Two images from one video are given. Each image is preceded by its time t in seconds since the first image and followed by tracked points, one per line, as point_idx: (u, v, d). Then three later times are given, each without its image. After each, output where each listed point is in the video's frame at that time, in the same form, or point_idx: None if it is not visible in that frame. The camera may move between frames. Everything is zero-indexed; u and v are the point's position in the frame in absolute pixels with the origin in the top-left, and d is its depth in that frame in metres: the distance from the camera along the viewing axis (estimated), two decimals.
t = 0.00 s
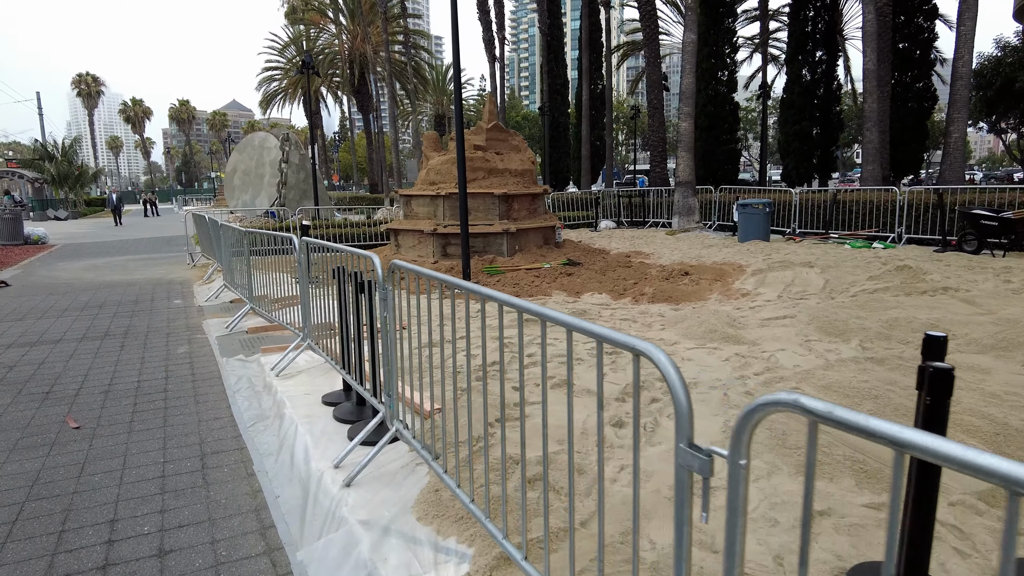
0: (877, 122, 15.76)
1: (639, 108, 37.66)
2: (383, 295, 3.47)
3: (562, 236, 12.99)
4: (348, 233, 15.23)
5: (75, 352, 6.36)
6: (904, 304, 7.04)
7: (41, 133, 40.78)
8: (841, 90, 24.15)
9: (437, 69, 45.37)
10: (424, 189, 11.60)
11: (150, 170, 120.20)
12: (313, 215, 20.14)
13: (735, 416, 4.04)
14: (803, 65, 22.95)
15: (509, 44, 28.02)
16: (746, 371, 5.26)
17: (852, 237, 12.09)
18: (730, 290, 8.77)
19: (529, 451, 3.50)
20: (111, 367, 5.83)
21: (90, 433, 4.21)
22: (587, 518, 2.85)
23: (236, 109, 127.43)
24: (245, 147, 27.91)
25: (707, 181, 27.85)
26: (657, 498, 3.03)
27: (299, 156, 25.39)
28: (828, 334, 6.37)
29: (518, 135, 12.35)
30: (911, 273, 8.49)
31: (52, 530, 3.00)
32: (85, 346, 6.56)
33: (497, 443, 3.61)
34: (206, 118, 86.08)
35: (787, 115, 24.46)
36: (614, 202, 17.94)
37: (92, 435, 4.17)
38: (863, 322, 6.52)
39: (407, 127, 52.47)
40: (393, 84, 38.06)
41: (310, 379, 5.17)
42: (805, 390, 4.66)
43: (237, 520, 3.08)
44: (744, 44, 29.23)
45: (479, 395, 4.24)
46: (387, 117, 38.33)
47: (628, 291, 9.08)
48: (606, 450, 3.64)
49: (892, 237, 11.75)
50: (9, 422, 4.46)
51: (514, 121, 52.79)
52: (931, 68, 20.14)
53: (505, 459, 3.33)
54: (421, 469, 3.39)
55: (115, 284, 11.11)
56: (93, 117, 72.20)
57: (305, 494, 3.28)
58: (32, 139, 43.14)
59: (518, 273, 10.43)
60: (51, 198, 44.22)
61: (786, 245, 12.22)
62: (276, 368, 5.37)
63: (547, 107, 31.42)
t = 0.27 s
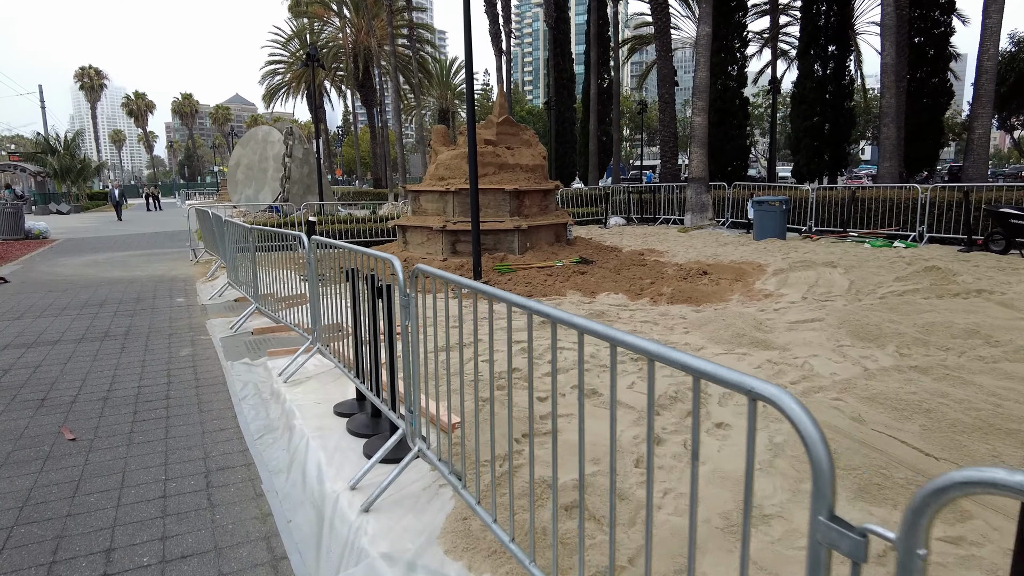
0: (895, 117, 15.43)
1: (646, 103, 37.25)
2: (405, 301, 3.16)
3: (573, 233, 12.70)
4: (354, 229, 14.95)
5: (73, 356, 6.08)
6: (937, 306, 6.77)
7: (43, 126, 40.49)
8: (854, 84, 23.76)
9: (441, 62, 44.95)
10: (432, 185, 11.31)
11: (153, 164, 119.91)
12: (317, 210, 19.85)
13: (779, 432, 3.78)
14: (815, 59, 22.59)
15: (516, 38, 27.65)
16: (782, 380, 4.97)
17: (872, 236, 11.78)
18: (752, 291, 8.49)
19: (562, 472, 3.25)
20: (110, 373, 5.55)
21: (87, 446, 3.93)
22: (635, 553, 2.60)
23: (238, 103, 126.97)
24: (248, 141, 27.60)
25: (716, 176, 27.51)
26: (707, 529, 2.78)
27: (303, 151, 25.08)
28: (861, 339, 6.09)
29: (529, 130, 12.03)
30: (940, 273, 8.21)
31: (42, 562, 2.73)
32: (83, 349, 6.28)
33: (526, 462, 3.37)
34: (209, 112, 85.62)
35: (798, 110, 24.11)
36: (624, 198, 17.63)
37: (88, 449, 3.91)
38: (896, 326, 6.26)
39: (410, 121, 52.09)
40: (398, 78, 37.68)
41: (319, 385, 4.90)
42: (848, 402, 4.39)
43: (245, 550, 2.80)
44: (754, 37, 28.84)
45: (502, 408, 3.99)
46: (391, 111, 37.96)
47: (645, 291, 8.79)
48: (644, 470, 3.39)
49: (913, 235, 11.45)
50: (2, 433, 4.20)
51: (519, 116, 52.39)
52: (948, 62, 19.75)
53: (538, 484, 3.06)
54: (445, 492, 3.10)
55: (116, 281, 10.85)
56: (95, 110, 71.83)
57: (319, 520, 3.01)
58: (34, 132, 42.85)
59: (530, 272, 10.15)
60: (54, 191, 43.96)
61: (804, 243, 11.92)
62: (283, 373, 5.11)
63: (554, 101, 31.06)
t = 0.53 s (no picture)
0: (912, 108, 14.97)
1: (651, 95, 36.97)
2: (430, 305, 2.84)
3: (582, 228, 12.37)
4: (358, 223, 14.64)
5: (67, 358, 5.79)
6: (971, 306, 6.48)
7: (42, 119, 40.13)
8: (865, 76, 23.37)
9: (443, 54, 44.50)
10: (439, 178, 10.96)
11: (153, 158, 119.40)
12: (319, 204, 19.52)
13: (830, 448, 3.50)
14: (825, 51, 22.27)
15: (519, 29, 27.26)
16: (820, 386, 4.69)
17: (891, 231, 11.47)
18: (773, 289, 8.22)
19: (600, 495, 2.97)
20: (106, 376, 5.26)
21: (80, 459, 3.64)
22: None
23: (239, 96, 126.53)
24: (249, 134, 27.26)
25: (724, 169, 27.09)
26: (765, 562, 2.52)
27: (304, 144, 24.70)
28: (896, 340, 5.80)
29: (537, 121, 11.68)
30: (968, 270, 7.92)
31: None
32: (79, 350, 5.99)
33: (557, 484, 3.12)
34: (209, 105, 85.13)
35: (808, 103, 23.78)
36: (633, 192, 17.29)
37: (80, 462, 3.61)
38: (931, 326, 5.98)
39: (412, 114, 51.66)
40: (399, 70, 37.26)
41: (327, 390, 4.63)
42: (896, 411, 4.11)
43: None
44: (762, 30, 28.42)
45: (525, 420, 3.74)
46: (393, 103, 37.54)
47: (661, 289, 8.47)
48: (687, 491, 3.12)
49: (935, 230, 11.12)
50: None
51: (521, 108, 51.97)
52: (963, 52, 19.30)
53: (576, 510, 2.78)
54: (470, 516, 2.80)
55: (115, 277, 10.56)
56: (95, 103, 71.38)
57: (333, 549, 2.71)
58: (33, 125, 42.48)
59: (540, 268, 9.82)
60: (54, 184, 43.65)
61: (820, 239, 11.63)
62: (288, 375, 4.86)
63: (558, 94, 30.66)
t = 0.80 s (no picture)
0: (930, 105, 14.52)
1: (656, 93, 36.65)
2: (460, 322, 2.49)
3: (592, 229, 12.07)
4: (362, 224, 14.35)
5: (60, 369, 5.48)
6: (1010, 313, 6.18)
7: (42, 117, 39.83)
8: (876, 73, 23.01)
9: (445, 52, 44.16)
10: (446, 178, 10.66)
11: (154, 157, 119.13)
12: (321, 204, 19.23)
13: (889, 476, 3.21)
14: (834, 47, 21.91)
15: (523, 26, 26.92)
16: (863, 402, 4.38)
17: (910, 232, 11.16)
18: (795, 294, 7.91)
19: (645, 537, 2.69)
20: (100, 390, 4.95)
21: (69, 487, 3.34)
22: None
23: (241, 95, 126.30)
24: (250, 133, 26.96)
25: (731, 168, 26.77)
26: None
27: (306, 142, 24.40)
28: (934, 350, 5.50)
29: (547, 120, 11.36)
30: (999, 274, 7.61)
31: None
32: (72, 361, 5.68)
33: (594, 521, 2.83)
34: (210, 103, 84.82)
35: (818, 100, 23.44)
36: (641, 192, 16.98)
37: (69, 492, 3.31)
38: (970, 335, 5.68)
39: (414, 112, 51.31)
40: (401, 68, 36.92)
41: (335, 407, 4.33)
42: (950, 433, 3.81)
43: None
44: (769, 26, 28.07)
45: (554, 445, 3.44)
46: (395, 101, 37.18)
47: (678, 293, 8.18)
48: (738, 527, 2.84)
49: (956, 231, 10.79)
50: None
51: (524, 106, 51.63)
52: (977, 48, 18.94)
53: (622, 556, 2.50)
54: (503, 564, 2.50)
55: (114, 279, 10.27)
56: (96, 102, 71.10)
57: None
58: (33, 124, 42.20)
59: (552, 271, 9.52)
60: (54, 183, 43.37)
61: (837, 241, 11.31)
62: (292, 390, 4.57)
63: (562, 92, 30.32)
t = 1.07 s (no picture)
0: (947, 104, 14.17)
1: (661, 92, 36.35)
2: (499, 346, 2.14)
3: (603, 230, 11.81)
4: (367, 224, 14.12)
5: (56, 379, 5.22)
6: None
7: (44, 117, 39.65)
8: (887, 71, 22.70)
9: (448, 51, 43.90)
10: (455, 178, 10.39)
11: (157, 156, 118.90)
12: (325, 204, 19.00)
13: (955, 506, 2.95)
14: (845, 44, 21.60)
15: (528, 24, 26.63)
16: (910, 418, 4.10)
17: (932, 233, 10.88)
18: (819, 298, 7.64)
19: None
20: (99, 402, 4.68)
21: (61, 516, 3.08)
22: None
23: (243, 93, 126.20)
24: (253, 132, 26.74)
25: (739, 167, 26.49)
26: None
27: (309, 141, 24.16)
28: (976, 359, 5.23)
29: (558, 118, 11.10)
30: None
31: None
32: (69, 370, 5.42)
33: (639, 559, 2.59)
34: (213, 102, 84.69)
35: (828, 98, 23.14)
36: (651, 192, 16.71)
37: (62, 520, 3.06)
38: (1012, 344, 5.41)
39: (417, 111, 51.06)
40: (405, 66, 36.66)
41: (347, 423, 4.08)
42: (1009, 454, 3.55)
43: None
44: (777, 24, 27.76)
45: (591, 471, 3.19)
46: (398, 100, 36.93)
47: (697, 297, 7.91)
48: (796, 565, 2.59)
49: (980, 232, 10.50)
50: None
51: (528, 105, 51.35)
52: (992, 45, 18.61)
53: None
54: None
55: (115, 281, 10.04)
56: (99, 101, 71.00)
57: None
58: (36, 124, 42.05)
59: (564, 273, 9.25)
60: (56, 183, 43.23)
61: (856, 242, 11.04)
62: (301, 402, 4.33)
63: (567, 90, 30.04)
